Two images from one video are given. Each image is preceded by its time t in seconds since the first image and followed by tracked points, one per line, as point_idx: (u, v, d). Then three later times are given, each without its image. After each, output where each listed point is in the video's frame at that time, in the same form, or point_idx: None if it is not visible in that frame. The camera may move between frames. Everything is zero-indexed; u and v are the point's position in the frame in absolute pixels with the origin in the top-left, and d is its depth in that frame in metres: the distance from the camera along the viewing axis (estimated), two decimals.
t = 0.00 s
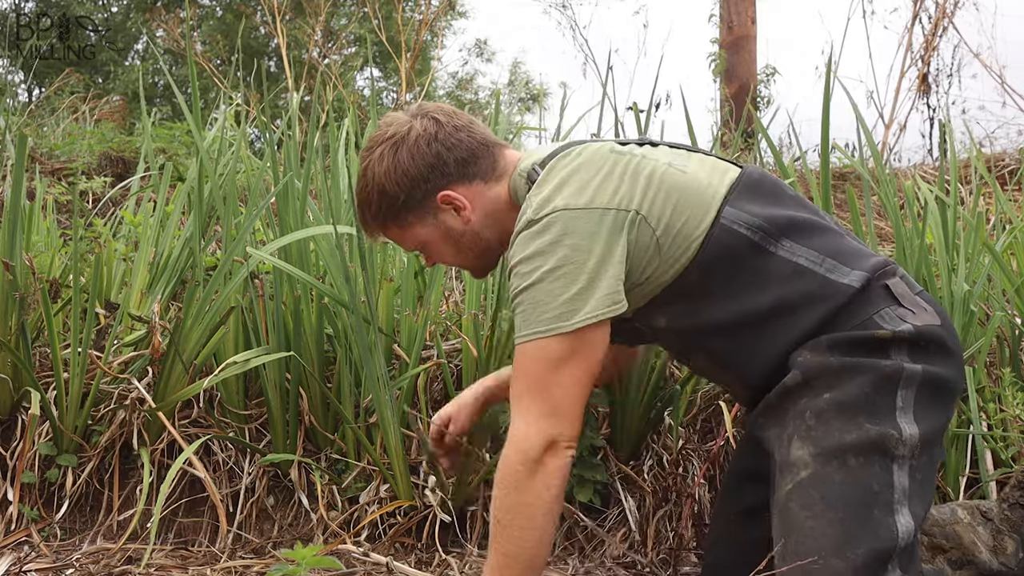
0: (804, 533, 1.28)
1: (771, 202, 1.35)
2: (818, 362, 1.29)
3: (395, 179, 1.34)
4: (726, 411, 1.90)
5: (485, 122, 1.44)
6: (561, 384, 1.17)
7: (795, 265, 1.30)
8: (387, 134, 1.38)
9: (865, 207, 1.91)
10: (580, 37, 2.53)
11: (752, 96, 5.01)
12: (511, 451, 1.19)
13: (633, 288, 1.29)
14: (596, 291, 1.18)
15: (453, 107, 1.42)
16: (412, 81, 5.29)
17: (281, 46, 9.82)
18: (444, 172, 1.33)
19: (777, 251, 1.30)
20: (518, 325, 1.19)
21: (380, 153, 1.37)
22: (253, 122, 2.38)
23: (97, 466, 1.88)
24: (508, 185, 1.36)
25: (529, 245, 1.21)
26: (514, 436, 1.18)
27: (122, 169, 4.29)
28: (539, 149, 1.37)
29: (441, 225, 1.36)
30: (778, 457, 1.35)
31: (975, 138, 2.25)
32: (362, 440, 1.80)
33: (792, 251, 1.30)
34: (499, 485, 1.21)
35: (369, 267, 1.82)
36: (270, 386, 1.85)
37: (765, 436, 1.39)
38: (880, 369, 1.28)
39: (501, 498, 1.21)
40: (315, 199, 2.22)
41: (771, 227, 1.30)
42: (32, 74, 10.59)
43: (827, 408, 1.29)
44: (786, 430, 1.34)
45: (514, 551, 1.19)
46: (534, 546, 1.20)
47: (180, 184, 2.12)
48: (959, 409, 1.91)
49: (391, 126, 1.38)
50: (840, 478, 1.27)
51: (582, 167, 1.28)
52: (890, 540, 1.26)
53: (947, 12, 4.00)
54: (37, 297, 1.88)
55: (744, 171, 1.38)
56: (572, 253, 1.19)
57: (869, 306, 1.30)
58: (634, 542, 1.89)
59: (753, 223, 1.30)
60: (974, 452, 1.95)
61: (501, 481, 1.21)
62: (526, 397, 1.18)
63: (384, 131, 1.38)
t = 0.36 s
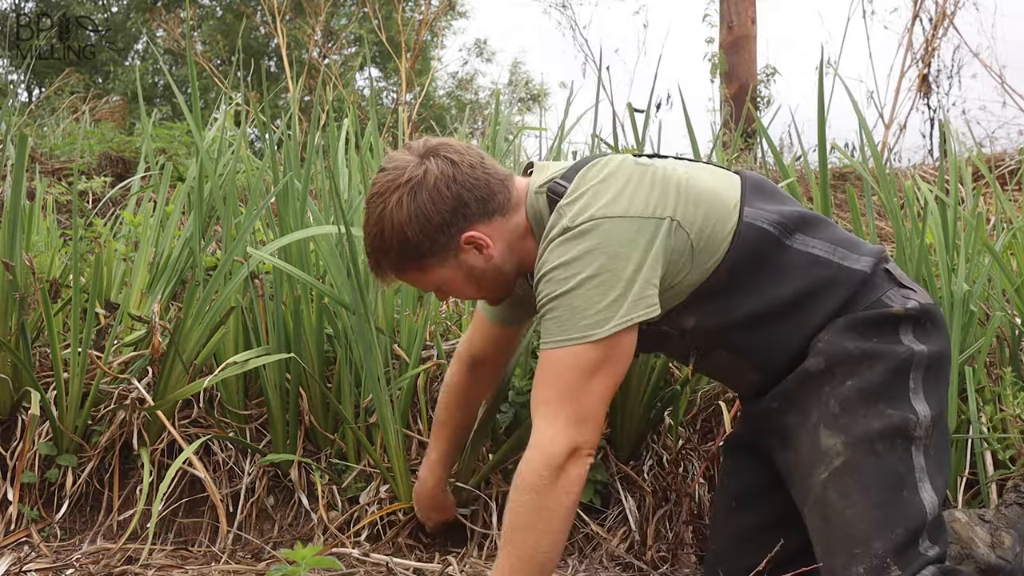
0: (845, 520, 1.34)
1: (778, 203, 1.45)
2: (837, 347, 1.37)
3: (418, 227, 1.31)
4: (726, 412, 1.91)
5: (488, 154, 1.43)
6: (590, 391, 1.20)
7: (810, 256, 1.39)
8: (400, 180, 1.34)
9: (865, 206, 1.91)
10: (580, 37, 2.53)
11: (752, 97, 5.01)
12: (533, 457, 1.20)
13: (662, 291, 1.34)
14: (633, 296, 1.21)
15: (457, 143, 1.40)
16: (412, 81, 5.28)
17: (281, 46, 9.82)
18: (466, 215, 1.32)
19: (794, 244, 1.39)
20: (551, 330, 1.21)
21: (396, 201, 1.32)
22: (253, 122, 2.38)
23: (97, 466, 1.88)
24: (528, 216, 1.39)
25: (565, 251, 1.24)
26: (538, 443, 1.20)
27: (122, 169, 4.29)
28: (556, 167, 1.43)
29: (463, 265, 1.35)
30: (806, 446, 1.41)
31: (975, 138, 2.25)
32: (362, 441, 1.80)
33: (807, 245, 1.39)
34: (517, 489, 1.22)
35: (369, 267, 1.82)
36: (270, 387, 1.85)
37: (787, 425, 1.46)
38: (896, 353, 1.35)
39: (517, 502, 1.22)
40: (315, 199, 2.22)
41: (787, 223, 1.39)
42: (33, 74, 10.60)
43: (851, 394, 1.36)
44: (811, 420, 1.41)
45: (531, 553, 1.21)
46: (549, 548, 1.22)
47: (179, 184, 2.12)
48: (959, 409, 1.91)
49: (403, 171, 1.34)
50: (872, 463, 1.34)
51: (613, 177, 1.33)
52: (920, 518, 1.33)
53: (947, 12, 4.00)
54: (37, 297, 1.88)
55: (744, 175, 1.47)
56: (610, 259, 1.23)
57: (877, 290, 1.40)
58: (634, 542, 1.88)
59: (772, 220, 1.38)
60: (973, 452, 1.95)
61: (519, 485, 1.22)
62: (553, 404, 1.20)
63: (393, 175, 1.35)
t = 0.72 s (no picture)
0: (844, 527, 1.35)
1: (778, 207, 1.45)
2: (839, 355, 1.37)
3: (418, 246, 1.31)
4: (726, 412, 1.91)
5: (486, 169, 1.43)
6: (592, 393, 1.20)
7: (810, 261, 1.38)
8: (398, 200, 1.34)
9: (865, 206, 1.91)
10: (580, 37, 2.53)
11: (752, 97, 5.01)
12: (534, 457, 1.20)
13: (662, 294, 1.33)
14: (633, 296, 1.21)
15: (456, 159, 1.40)
16: (413, 81, 5.29)
17: (281, 46, 9.82)
18: (466, 232, 1.32)
19: (793, 249, 1.38)
20: (552, 331, 1.21)
21: (395, 220, 1.33)
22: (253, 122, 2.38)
23: (97, 466, 1.88)
24: (528, 228, 1.39)
25: (566, 252, 1.24)
26: (540, 443, 1.20)
27: (122, 169, 4.30)
28: (555, 173, 1.44)
29: (464, 281, 1.35)
30: (805, 451, 1.42)
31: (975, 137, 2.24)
32: (362, 440, 1.81)
33: (806, 249, 1.39)
34: (518, 488, 1.22)
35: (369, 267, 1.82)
36: (270, 387, 1.85)
37: (787, 429, 1.45)
38: (896, 359, 1.36)
39: (517, 501, 1.22)
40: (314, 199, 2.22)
41: (787, 227, 1.39)
42: (33, 74, 10.60)
43: (852, 402, 1.36)
44: (811, 425, 1.41)
45: (531, 555, 1.21)
46: (549, 549, 1.22)
47: (180, 184, 2.11)
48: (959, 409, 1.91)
49: (401, 190, 1.34)
50: (870, 469, 1.35)
51: (612, 179, 1.33)
52: (919, 524, 1.34)
53: (947, 12, 4.00)
54: (37, 297, 1.88)
55: (743, 181, 1.47)
56: (611, 260, 1.23)
57: (878, 296, 1.40)
58: (634, 543, 1.88)
59: (772, 224, 1.38)
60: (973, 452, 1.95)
61: (521, 484, 1.22)
62: (555, 406, 1.20)
63: (392, 193, 1.35)
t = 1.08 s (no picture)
0: (844, 529, 1.35)
1: (772, 206, 1.45)
2: (837, 352, 1.37)
3: (418, 271, 1.30)
4: (725, 412, 1.91)
5: (486, 189, 1.42)
6: (586, 390, 1.20)
7: (806, 257, 1.39)
8: (399, 224, 1.33)
9: (865, 206, 1.91)
10: (581, 36, 2.53)
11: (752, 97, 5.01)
12: (529, 455, 1.20)
13: (658, 291, 1.33)
14: (627, 292, 1.21)
15: (455, 182, 1.40)
16: (413, 81, 5.29)
17: (281, 46, 9.82)
18: (467, 257, 1.31)
19: (789, 246, 1.39)
20: (548, 329, 1.21)
21: (396, 245, 1.32)
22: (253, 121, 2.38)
23: (97, 466, 1.88)
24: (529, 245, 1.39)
25: (559, 250, 1.24)
26: (534, 441, 1.20)
27: (122, 169, 4.30)
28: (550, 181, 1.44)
29: (464, 305, 1.34)
30: (805, 452, 1.41)
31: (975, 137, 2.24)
32: (362, 441, 1.81)
33: (801, 246, 1.39)
34: (514, 488, 1.23)
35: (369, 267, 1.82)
36: (270, 387, 1.85)
37: (788, 430, 1.45)
38: (896, 358, 1.36)
39: (513, 500, 1.22)
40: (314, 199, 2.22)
41: (781, 224, 1.40)
42: (33, 74, 10.60)
43: (851, 402, 1.36)
44: (811, 425, 1.41)
45: (527, 554, 1.21)
46: (546, 549, 1.22)
47: (180, 184, 2.11)
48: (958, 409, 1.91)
49: (402, 215, 1.34)
50: (870, 470, 1.34)
51: (604, 177, 1.33)
52: (920, 525, 1.33)
53: (947, 12, 4.00)
54: (37, 297, 1.88)
55: (735, 180, 1.48)
56: (604, 257, 1.23)
57: (875, 291, 1.41)
58: (634, 543, 1.88)
59: (766, 221, 1.38)
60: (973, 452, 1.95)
61: (517, 483, 1.22)
62: (549, 405, 1.19)
63: (392, 219, 1.34)
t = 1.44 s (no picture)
0: (859, 532, 1.35)
1: (790, 210, 1.45)
2: (853, 356, 1.37)
3: (432, 282, 1.30)
4: (726, 412, 1.91)
5: (497, 192, 1.42)
6: (595, 396, 1.20)
7: (824, 262, 1.39)
8: (410, 235, 1.33)
9: (865, 206, 1.91)
10: (581, 36, 2.53)
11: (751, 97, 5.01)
12: (536, 458, 1.21)
13: (672, 296, 1.32)
14: (640, 296, 1.21)
15: (466, 188, 1.39)
16: (413, 81, 5.30)
17: (281, 46, 9.82)
18: (480, 265, 1.31)
19: (806, 251, 1.39)
20: (559, 331, 1.21)
21: (408, 256, 1.32)
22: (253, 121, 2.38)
23: (97, 466, 1.88)
24: (542, 248, 1.38)
25: (573, 252, 1.24)
26: (542, 444, 1.20)
27: (122, 169, 4.30)
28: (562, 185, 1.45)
29: (479, 312, 1.35)
30: (820, 454, 1.42)
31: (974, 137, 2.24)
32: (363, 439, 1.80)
33: (819, 251, 1.39)
34: (520, 489, 1.23)
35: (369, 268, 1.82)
36: (270, 387, 1.85)
37: (803, 433, 1.46)
38: (913, 364, 1.35)
39: (520, 501, 1.23)
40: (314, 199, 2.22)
41: (798, 229, 1.39)
42: (34, 74, 10.61)
43: (867, 406, 1.36)
44: (827, 429, 1.41)
45: (534, 557, 1.22)
46: (551, 550, 1.22)
47: (179, 183, 2.11)
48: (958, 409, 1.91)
49: (413, 225, 1.33)
50: (887, 473, 1.35)
51: (620, 181, 1.33)
52: (938, 528, 1.33)
53: (946, 12, 4.00)
54: (37, 297, 1.88)
55: (752, 183, 1.47)
56: (618, 260, 1.23)
57: (893, 298, 1.40)
58: (634, 543, 1.88)
59: (783, 225, 1.38)
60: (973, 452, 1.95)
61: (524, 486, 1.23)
62: (561, 407, 1.19)
63: (404, 228, 1.34)
